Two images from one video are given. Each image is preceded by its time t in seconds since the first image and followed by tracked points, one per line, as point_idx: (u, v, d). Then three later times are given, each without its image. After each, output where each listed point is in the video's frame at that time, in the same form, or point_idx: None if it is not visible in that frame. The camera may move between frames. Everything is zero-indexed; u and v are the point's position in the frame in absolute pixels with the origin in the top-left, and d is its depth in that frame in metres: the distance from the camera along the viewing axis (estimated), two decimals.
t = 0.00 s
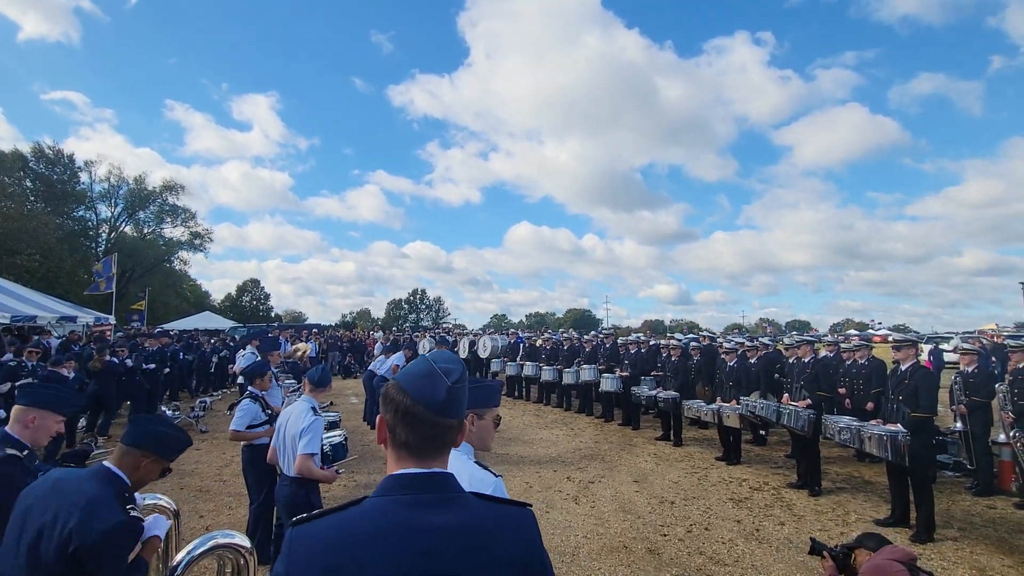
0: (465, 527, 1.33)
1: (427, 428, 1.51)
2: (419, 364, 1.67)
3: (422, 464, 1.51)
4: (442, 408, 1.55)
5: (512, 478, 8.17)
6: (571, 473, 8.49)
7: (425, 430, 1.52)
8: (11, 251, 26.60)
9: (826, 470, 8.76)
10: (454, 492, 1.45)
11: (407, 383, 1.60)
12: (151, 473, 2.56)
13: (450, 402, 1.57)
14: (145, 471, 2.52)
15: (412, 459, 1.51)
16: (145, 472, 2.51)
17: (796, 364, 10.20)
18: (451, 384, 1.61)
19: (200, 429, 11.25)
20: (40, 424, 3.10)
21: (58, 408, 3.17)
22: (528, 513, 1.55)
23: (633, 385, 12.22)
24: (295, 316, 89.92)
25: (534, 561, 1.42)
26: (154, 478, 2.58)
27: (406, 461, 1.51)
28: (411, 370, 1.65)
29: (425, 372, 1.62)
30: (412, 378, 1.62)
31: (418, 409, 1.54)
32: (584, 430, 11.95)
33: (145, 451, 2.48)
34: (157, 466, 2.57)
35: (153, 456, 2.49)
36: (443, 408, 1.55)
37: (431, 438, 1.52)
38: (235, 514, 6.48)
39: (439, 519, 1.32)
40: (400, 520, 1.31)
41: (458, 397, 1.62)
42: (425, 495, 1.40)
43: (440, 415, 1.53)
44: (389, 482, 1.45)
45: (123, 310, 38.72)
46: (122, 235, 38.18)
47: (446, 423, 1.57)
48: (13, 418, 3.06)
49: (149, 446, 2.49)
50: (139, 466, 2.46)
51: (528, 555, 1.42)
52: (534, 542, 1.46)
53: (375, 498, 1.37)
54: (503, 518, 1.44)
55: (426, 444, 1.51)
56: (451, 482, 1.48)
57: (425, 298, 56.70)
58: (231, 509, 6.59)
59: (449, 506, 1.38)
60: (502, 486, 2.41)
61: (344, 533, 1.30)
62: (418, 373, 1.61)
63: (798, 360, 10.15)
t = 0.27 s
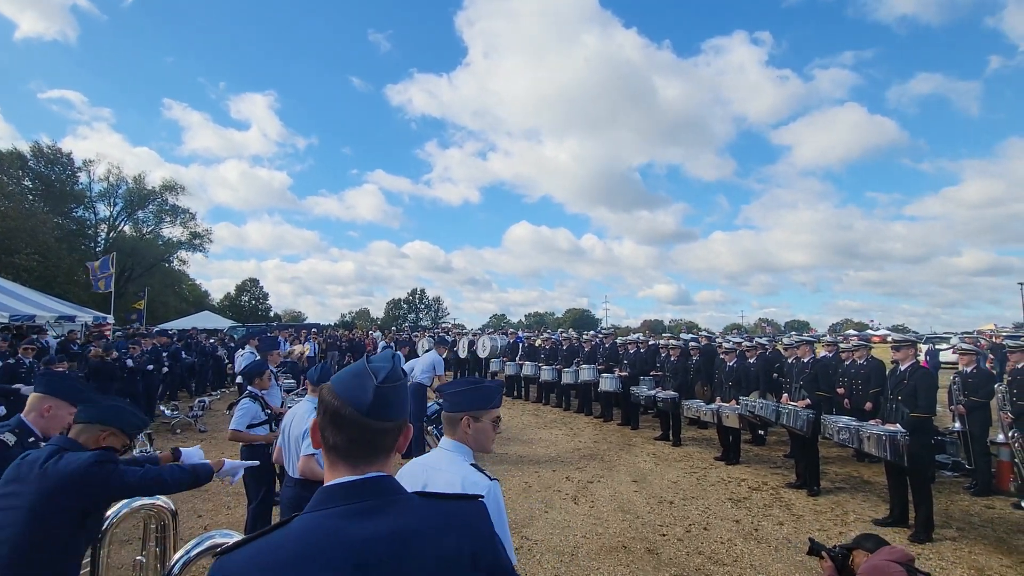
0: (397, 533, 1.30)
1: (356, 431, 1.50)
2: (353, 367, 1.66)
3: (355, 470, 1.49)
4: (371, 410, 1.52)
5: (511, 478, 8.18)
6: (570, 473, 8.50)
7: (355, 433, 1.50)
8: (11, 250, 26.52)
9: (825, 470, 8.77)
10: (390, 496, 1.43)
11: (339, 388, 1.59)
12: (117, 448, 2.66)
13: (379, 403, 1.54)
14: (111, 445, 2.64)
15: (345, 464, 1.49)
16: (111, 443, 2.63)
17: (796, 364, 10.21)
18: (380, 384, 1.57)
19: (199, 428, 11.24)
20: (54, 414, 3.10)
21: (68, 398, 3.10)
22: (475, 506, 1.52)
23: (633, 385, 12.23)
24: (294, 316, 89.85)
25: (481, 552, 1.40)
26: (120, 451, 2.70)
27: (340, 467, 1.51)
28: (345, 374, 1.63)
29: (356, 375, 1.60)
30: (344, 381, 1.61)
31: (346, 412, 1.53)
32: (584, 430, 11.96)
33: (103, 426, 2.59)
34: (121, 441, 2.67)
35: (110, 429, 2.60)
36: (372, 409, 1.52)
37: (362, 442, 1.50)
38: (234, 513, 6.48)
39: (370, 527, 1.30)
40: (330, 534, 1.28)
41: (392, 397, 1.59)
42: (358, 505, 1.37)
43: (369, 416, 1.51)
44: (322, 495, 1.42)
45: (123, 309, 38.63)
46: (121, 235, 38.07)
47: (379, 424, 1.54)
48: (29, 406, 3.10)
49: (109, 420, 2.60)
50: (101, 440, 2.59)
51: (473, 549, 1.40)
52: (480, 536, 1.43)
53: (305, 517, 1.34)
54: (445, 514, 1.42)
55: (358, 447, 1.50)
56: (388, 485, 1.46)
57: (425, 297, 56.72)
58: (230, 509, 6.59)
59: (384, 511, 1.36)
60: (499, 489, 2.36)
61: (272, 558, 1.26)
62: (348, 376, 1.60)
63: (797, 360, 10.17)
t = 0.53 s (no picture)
0: (381, 530, 1.28)
1: (344, 427, 1.51)
2: (345, 364, 1.67)
3: (343, 466, 1.50)
4: (358, 406, 1.52)
5: (511, 476, 8.18)
6: (570, 471, 8.50)
7: (342, 429, 1.51)
8: (11, 250, 26.45)
9: (825, 468, 8.79)
10: (379, 494, 1.41)
11: (329, 385, 1.60)
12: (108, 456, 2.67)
13: (367, 400, 1.54)
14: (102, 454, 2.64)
15: (332, 460, 1.50)
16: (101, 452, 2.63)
17: (796, 362, 10.22)
18: (367, 380, 1.57)
19: (199, 427, 11.23)
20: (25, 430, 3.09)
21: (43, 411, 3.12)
22: (467, 503, 1.48)
23: (633, 383, 12.24)
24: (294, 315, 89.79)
25: (470, 550, 1.35)
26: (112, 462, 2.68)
27: (328, 463, 1.52)
28: (336, 372, 1.64)
29: (346, 372, 1.61)
30: (336, 379, 1.62)
31: (335, 407, 1.54)
32: (584, 428, 11.97)
33: (95, 434, 2.60)
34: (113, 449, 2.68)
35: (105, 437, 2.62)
36: (359, 406, 1.52)
37: (350, 437, 1.51)
38: (235, 512, 6.48)
39: (353, 525, 1.28)
40: (312, 532, 1.27)
41: (381, 394, 1.59)
42: (342, 502, 1.36)
43: (356, 413, 1.51)
44: (312, 493, 1.43)
45: (123, 308, 38.58)
46: (121, 234, 37.98)
47: (367, 421, 1.54)
48: None
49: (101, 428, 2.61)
50: (91, 448, 2.59)
51: (461, 547, 1.36)
52: (472, 532, 1.39)
53: (291, 515, 1.34)
54: (431, 510, 1.39)
55: (346, 444, 1.51)
56: (377, 482, 1.45)
57: (425, 296, 56.72)
58: (231, 508, 6.59)
59: (367, 507, 1.35)
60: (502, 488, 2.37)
61: (256, 557, 1.27)
62: (339, 374, 1.61)
63: (797, 359, 10.19)
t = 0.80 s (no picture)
0: (434, 528, 1.29)
1: (402, 425, 1.53)
2: (401, 363, 1.69)
3: (397, 463, 1.52)
4: (416, 405, 1.55)
5: (511, 476, 8.19)
6: (570, 470, 8.51)
7: (401, 428, 1.53)
8: (11, 250, 26.41)
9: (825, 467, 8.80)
10: (430, 491, 1.42)
11: (389, 382, 1.63)
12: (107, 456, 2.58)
13: (425, 399, 1.56)
14: (98, 455, 2.55)
15: (389, 457, 1.52)
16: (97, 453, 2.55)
17: (796, 361, 10.22)
18: (426, 380, 1.60)
19: (199, 427, 11.22)
20: (21, 423, 3.05)
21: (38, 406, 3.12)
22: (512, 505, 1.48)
23: (633, 383, 12.25)
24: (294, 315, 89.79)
25: (520, 553, 1.37)
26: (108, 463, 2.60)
27: (385, 459, 1.54)
28: (393, 369, 1.67)
29: (403, 371, 1.63)
30: (394, 376, 1.64)
31: (392, 405, 1.56)
32: (583, 428, 11.99)
33: (95, 430, 2.53)
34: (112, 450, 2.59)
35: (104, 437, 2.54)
36: (418, 404, 1.54)
37: (407, 435, 1.53)
38: (235, 512, 6.48)
39: (406, 521, 1.29)
40: (369, 527, 1.29)
41: (437, 393, 1.61)
42: (397, 498, 1.37)
43: (414, 411, 1.53)
44: (369, 485, 1.44)
45: (123, 308, 38.54)
46: (121, 234, 37.94)
47: (423, 420, 1.56)
48: None
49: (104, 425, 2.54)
50: (86, 446, 2.52)
51: (509, 549, 1.35)
52: (519, 535, 1.39)
53: (348, 506, 1.36)
54: (482, 511, 1.40)
55: (403, 441, 1.53)
56: (429, 480, 1.46)
57: (424, 296, 56.71)
58: (231, 507, 6.59)
59: (421, 504, 1.35)
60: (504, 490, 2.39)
61: (316, 547, 1.29)
62: (397, 372, 1.64)
63: (798, 358, 10.18)
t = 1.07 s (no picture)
0: (563, 532, 1.29)
1: (524, 429, 1.54)
2: (515, 371, 1.73)
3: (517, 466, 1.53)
4: (538, 412, 1.57)
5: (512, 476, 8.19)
6: (571, 470, 8.51)
7: (521, 431, 1.54)
8: (12, 250, 26.41)
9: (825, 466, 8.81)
10: (551, 495, 1.43)
11: (507, 389, 1.65)
12: (130, 471, 2.46)
13: (545, 406, 1.59)
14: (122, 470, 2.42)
15: (510, 460, 1.53)
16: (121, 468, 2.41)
17: (796, 361, 10.23)
18: (547, 389, 1.63)
19: (200, 427, 11.23)
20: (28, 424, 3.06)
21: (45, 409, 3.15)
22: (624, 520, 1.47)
23: (633, 382, 12.26)
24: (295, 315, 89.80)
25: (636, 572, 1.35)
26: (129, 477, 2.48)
27: (505, 462, 1.55)
28: (509, 377, 1.70)
29: (522, 378, 1.67)
30: (511, 384, 1.67)
31: (515, 411, 1.58)
32: (584, 427, 12.00)
33: (122, 449, 2.38)
34: (136, 464, 2.47)
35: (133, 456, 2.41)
36: (539, 411, 1.57)
37: (529, 439, 1.54)
38: (236, 511, 6.49)
39: (537, 522, 1.30)
40: (499, 522, 1.29)
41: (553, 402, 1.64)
42: (522, 498, 1.38)
43: (537, 417, 1.56)
44: (491, 483, 1.45)
45: (123, 308, 38.54)
46: (122, 234, 37.93)
47: (541, 426, 1.59)
48: None
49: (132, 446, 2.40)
50: (112, 465, 2.37)
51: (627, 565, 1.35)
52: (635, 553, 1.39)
53: (476, 500, 1.37)
54: (603, 523, 1.40)
55: (524, 446, 1.54)
56: (548, 487, 1.47)
57: (425, 296, 56.70)
58: (232, 507, 6.59)
59: (546, 507, 1.36)
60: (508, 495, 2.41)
61: (445, 533, 1.30)
62: (514, 379, 1.67)
63: (798, 357, 10.19)
